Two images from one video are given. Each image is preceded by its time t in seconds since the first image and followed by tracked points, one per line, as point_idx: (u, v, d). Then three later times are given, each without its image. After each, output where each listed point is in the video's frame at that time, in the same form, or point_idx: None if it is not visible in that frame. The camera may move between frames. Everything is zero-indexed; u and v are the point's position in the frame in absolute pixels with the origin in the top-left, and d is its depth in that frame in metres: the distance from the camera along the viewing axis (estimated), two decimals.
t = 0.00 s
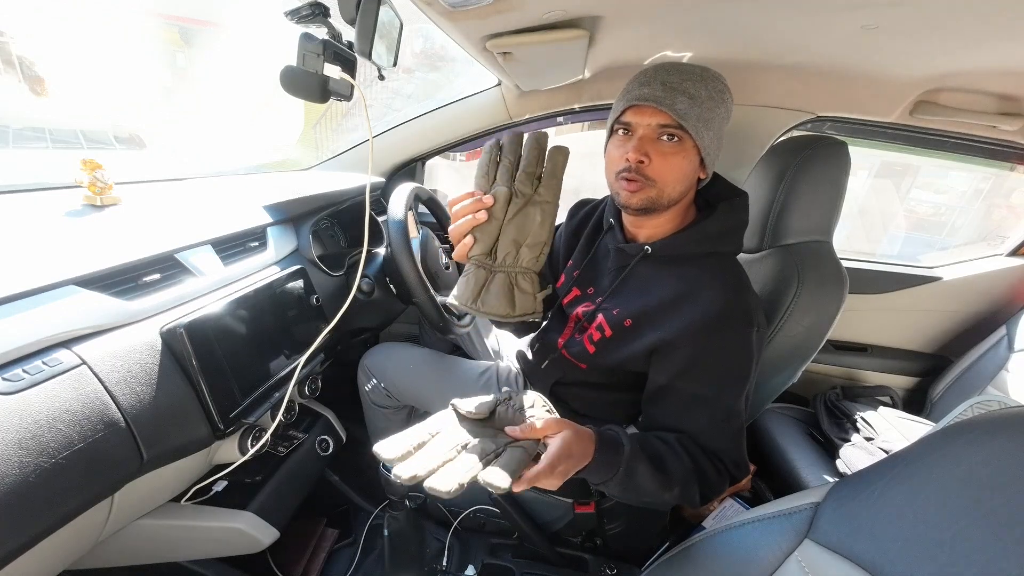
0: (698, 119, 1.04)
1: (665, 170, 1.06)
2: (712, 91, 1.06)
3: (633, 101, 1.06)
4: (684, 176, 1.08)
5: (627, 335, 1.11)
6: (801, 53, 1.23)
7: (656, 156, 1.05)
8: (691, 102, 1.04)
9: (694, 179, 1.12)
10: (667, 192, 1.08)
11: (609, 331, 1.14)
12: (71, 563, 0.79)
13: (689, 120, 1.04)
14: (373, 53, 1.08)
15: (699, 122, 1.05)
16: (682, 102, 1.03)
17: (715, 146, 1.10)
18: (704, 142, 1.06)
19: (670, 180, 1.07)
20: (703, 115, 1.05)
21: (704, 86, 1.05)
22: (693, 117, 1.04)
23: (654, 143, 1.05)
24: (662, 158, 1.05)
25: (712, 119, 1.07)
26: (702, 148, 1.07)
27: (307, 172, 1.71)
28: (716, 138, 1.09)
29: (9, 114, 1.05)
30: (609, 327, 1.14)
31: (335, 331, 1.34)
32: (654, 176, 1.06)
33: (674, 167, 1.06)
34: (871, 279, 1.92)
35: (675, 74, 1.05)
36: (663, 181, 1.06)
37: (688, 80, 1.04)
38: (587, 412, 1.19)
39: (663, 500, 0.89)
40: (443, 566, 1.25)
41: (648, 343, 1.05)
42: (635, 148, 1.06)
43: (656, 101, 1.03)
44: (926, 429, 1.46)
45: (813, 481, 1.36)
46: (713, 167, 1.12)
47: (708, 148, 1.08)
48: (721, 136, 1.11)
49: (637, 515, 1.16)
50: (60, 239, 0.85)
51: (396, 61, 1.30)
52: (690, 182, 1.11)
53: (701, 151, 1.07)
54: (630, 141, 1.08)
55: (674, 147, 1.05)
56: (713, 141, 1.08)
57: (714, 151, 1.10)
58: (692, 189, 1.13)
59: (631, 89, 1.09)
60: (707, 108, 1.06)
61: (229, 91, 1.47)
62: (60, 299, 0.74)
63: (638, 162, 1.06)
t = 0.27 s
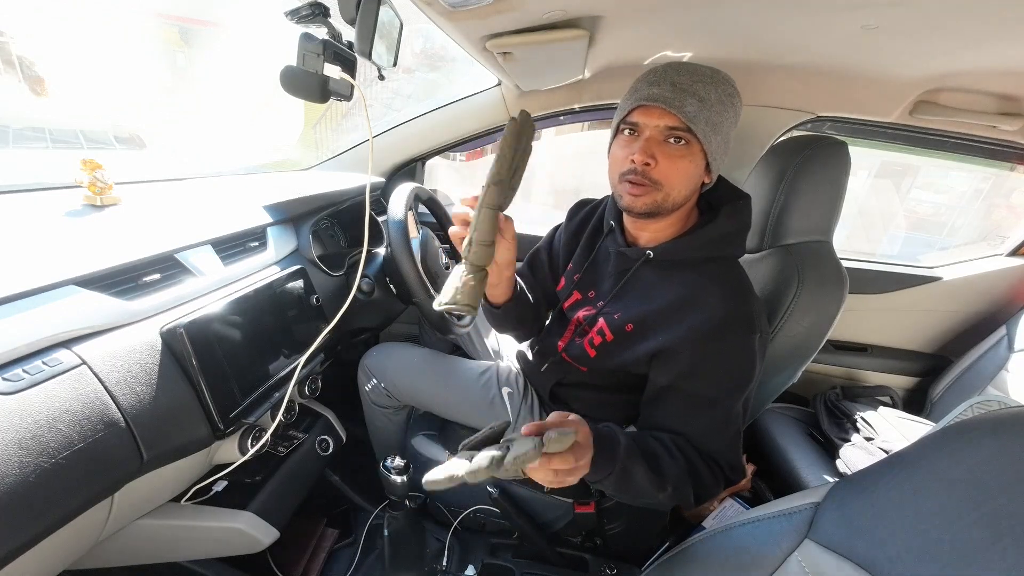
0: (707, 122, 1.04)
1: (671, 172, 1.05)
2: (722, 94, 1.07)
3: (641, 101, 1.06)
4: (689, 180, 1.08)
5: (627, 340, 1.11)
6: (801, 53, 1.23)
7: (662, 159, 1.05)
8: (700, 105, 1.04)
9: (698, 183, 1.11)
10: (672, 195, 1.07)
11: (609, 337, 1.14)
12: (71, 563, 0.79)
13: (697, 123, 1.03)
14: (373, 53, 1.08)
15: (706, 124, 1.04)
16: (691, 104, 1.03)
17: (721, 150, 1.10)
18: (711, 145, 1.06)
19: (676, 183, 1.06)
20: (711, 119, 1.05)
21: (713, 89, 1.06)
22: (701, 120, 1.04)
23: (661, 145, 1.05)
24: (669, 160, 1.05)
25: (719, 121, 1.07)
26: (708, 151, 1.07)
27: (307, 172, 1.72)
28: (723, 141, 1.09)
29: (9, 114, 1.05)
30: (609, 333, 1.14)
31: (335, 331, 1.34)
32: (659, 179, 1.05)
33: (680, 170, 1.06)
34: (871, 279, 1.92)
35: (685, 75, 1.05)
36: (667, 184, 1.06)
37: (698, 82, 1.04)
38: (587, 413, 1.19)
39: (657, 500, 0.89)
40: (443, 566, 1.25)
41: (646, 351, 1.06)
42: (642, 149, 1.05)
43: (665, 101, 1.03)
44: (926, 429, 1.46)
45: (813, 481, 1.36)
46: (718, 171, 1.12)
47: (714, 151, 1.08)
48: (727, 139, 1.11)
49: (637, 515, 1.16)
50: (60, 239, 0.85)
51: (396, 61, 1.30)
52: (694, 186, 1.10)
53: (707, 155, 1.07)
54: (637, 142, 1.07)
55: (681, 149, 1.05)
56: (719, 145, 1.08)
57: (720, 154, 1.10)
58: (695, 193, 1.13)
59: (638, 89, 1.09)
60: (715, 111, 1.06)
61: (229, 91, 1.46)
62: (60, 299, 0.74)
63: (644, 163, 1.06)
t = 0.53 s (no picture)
0: (708, 126, 1.04)
1: (672, 177, 1.06)
2: (725, 97, 1.06)
3: (643, 105, 1.06)
4: (691, 185, 1.08)
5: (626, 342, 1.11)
6: (800, 53, 1.23)
7: (664, 164, 1.05)
8: (702, 109, 1.03)
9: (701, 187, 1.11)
10: (673, 200, 1.08)
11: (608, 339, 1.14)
12: (71, 563, 0.79)
13: (699, 127, 1.03)
14: (373, 53, 1.08)
15: (708, 128, 1.04)
16: (692, 108, 1.02)
17: (723, 154, 1.10)
18: (712, 150, 1.06)
19: (678, 188, 1.06)
20: (713, 124, 1.05)
21: (715, 92, 1.05)
22: (703, 125, 1.03)
23: (663, 150, 1.05)
24: (671, 165, 1.05)
25: (720, 124, 1.06)
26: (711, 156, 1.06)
27: (307, 172, 1.74)
28: (724, 145, 1.09)
29: (9, 114, 1.06)
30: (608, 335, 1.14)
31: (334, 331, 1.34)
32: (661, 184, 1.06)
33: (682, 175, 1.06)
34: (871, 279, 1.92)
35: (687, 78, 1.04)
36: (669, 189, 1.06)
37: (700, 85, 1.03)
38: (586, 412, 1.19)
39: (637, 478, 0.90)
40: (443, 566, 1.26)
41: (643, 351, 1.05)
42: (643, 154, 1.06)
43: (667, 106, 1.03)
44: (926, 429, 1.46)
45: (813, 481, 1.36)
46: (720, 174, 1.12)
47: (715, 154, 1.07)
48: (729, 141, 1.10)
49: (636, 515, 1.16)
50: (60, 239, 0.85)
51: (396, 61, 1.30)
52: (697, 190, 1.10)
53: (709, 159, 1.07)
54: (639, 147, 1.08)
55: (682, 154, 1.05)
56: (721, 149, 1.08)
57: (721, 158, 1.09)
58: (697, 197, 1.13)
59: (639, 92, 1.08)
60: (717, 114, 1.05)
61: (230, 91, 1.46)
62: (60, 299, 0.74)
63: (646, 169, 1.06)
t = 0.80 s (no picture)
0: (712, 130, 1.04)
1: (676, 180, 1.06)
2: (730, 100, 1.06)
3: (646, 108, 1.06)
4: (694, 188, 1.08)
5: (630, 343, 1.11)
6: (801, 53, 1.23)
7: (667, 167, 1.05)
8: (706, 112, 1.03)
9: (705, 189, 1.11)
10: (678, 202, 1.08)
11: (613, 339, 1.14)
12: (71, 563, 0.79)
13: (703, 131, 1.03)
14: (373, 53, 1.08)
15: (713, 131, 1.04)
16: (697, 112, 1.03)
17: (728, 158, 1.10)
18: (717, 153, 1.06)
19: (681, 190, 1.06)
20: (718, 126, 1.05)
21: (720, 95, 1.05)
22: (707, 128, 1.03)
23: (666, 154, 1.05)
24: (674, 168, 1.05)
25: (726, 127, 1.06)
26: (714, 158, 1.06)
27: (307, 172, 1.74)
28: (730, 150, 1.09)
29: (9, 114, 1.05)
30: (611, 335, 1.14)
31: (335, 331, 1.34)
32: (664, 187, 1.06)
33: (685, 178, 1.06)
34: (871, 279, 1.92)
35: (693, 81, 1.04)
36: (673, 192, 1.06)
37: (705, 88, 1.03)
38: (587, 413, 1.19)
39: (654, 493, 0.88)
40: (443, 566, 1.26)
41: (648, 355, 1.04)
42: (646, 158, 1.06)
43: (670, 109, 1.03)
44: (926, 429, 1.46)
45: (813, 481, 1.36)
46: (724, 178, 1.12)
47: (720, 158, 1.07)
48: (735, 145, 1.10)
49: (636, 515, 1.16)
50: (60, 239, 0.85)
51: (396, 61, 1.30)
52: (701, 192, 1.10)
53: (713, 161, 1.07)
54: (642, 151, 1.08)
55: (685, 157, 1.05)
56: (726, 153, 1.08)
57: (726, 162, 1.10)
58: (701, 199, 1.13)
59: (643, 94, 1.08)
60: (722, 117, 1.05)
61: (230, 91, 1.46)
62: (60, 299, 0.74)
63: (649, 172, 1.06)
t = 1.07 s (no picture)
0: (726, 132, 1.04)
1: (689, 178, 1.05)
2: (745, 101, 1.06)
3: (661, 104, 1.05)
4: (705, 188, 1.07)
5: (634, 345, 1.11)
6: (801, 53, 1.23)
7: (679, 165, 1.04)
8: (722, 111, 1.03)
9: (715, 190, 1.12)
10: (689, 201, 1.07)
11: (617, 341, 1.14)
12: (71, 563, 0.79)
13: (719, 129, 1.03)
14: (373, 53, 1.08)
15: (725, 133, 1.04)
16: (712, 112, 1.03)
17: (740, 162, 1.10)
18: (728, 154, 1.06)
19: (693, 189, 1.06)
20: (732, 127, 1.05)
21: (735, 95, 1.05)
22: (721, 129, 1.03)
23: (679, 151, 1.05)
24: (687, 166, 1.05)
25: (737, 128, 1.06)
26: (727, 158, 1.06)
27: (307, 172, 1.74)
28: (741, 152, 1.09)
29: (9, 114, 1.05)
30: (615, 337, 1.14)
31: (335, 331, 1.34)
32: (675, 185, 1.05)
33: (698, 177, 1.06)
34: (872, 279, 1.92)
35: (710, 79, 1.04)
36: (684, 191, 1.06)
37: (720, 87, 1.04)
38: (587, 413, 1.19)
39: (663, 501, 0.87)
40: (443, 566, 1.26)
41: (654, 358, 1.04)
42: (658, 155, 1.05)
43: (685, 106, 1.03)
44: (926, 429, 1.46)
45: (813, 481, 1.36)
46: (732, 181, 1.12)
47: (731, 159, 1.07)
48: (745, 148, 1.10)
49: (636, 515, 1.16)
50: (60, 239, 0.85)
51: (396, 61, 1.30)
52: (710, 193, 1.10)
53: (724, 162, 1.07)
54: (654, 148, 1.07)
55: (698, 156, 1.05)
56: (737, 155, 1.08)
57: (737, 165, 1.10)
58: (708, 201, 1.13)
59: (657, 90, 1.08)
60: (735, 118, 1.06)
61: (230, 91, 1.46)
62: (61, 299, 0.74)
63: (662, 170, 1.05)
